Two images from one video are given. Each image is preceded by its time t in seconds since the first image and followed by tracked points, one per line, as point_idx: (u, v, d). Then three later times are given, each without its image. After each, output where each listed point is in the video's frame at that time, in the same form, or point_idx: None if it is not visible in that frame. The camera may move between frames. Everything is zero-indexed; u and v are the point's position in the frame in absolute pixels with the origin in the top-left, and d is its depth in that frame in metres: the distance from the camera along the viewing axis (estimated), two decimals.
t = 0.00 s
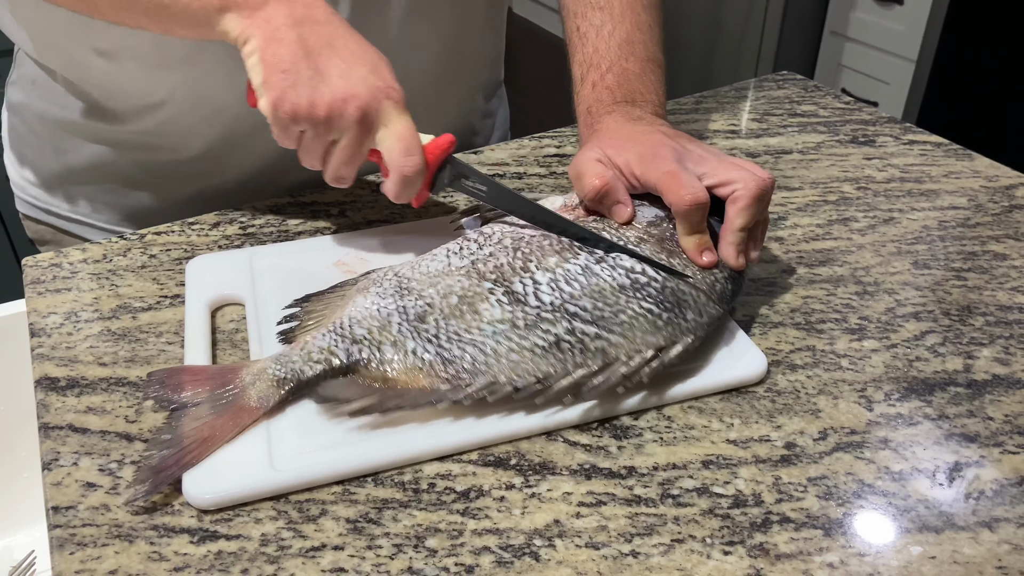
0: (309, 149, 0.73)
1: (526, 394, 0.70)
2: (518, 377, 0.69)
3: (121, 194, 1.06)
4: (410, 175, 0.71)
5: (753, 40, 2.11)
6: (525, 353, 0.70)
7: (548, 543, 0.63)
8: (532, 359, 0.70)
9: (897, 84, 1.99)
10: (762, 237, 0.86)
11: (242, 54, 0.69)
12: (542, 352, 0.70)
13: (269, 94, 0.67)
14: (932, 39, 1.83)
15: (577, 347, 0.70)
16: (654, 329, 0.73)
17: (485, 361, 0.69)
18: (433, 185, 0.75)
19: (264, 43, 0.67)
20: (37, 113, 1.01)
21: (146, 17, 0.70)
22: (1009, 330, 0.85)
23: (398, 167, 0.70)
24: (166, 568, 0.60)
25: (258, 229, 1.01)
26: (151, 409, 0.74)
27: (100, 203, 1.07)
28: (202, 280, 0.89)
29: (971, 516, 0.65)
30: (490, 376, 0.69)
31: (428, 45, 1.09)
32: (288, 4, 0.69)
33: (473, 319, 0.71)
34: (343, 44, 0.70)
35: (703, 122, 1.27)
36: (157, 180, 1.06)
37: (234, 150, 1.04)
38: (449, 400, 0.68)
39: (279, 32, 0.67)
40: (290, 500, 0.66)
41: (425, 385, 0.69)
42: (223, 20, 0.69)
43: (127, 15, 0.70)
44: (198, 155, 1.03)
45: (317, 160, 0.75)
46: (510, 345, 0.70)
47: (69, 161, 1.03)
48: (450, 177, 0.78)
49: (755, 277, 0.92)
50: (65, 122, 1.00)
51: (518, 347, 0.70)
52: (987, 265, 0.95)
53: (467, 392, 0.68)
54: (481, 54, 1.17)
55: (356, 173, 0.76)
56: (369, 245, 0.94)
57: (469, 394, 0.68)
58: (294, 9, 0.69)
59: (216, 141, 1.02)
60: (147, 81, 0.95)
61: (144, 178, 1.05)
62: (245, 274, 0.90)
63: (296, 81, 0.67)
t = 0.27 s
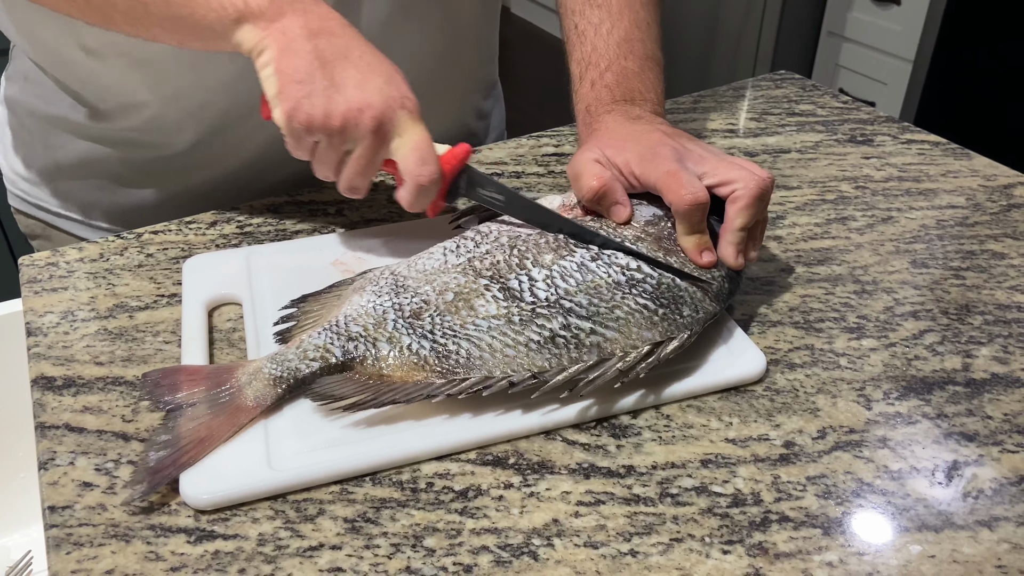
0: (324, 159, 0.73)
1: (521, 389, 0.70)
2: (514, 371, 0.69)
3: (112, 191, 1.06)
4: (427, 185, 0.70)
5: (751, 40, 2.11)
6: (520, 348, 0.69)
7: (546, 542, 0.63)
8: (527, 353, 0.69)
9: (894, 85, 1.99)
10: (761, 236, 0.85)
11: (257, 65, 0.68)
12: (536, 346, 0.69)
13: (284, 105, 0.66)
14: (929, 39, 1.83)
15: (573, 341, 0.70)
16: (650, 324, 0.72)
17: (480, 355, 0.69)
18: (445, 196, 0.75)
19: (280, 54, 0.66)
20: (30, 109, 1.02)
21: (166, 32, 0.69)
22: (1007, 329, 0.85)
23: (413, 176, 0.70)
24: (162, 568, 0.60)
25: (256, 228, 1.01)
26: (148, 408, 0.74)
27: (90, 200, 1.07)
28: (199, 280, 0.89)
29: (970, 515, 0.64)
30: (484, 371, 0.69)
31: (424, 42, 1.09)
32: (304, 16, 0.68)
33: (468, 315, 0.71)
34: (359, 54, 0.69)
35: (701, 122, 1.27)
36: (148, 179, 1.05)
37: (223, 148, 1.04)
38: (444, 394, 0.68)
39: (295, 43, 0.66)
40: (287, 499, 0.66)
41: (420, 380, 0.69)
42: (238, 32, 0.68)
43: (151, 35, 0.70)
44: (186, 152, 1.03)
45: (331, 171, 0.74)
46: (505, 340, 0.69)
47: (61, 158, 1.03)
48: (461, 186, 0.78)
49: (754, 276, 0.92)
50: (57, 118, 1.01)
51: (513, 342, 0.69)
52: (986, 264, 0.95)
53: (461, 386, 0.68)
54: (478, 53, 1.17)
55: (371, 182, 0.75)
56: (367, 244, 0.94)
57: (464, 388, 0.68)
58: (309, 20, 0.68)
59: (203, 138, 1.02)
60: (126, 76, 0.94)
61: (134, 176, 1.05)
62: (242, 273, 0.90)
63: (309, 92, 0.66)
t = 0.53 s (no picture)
0: (264, 140, 0.75)
1: (518, 387, 0.70)
2: (511, 370, 0.69)
3: (114, 189, 1.06)
4: (362, 163, 0.74)
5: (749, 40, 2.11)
6: (519, 346, 0.69)
7: (545, 541, 0.62)
8: (525, 352, 0.69)
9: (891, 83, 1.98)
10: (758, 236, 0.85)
11: (200, 45, 0.71)
12: (535, 344, 0.69)
13: (225, 86, 0.69)
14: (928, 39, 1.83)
15: (570, 340, 0.70)
16: (648, 323, 0.72)
17: (478, 353, 0.69)
18: (382, 176, 0.80)
19: (222, 37, 0.70)
20: (32, 106, 1.02)
21: (107, 9, 0.72)
22: (1005, 328, 0.85)
23: (350, 155, 0.73)
24: (159, 567, 0.60)
25: (253, 227, 1.01)
26: (144, 407, 0.73)
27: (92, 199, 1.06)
28: (197, 279, 0.88)
29: (968, 513, 0.64)
30: (482, 369, 0.68)
31: (423, 41, 1.08)
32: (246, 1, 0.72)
33: (466, 313, 0.70)
34: (298, 39, 0.73)
35: (700, 120, 1.27)
36: (150, 175, 1.05)
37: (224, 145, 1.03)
38: (441, 392, 0.68)
39: (236, 27, 0.70)
40: (285, 498, 0.66)
41: (418, 378, 0.69)
42: (183, 15, 0.71)
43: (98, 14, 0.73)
44: (187, 149, 1.02)
45: (271, 153, 0.77)
46: (503, 338, 0.69)
47: (64, 156, 1.03)
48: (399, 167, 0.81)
49: (752, 274, 0.92)
50: (58, 114, 1.00)
51: (511, 340, 0.69)
52: (984, 263, 0.95)
53: (459, 384, 0.68)
54: (476, 50, 1.16)
55: (310, 164, 0.78)
56: (365, 242, 0.94)
57: (461, 386, 0.68)
58: (251, 5, 0.72)
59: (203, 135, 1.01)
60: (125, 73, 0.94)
61: (137, 172, 1.05)
62: (240, 273, 0.89)
63: (250, 73, 0.69)
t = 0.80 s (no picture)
0: (216, 140, 0.80)
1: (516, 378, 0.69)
2: (509, 360, 0.69)
3: (116, 180, 1.06)
4: (307, 163, 0.76)
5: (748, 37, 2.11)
6: (516, 337, 0.69)
7: (543, 538, 0.62)
8: (522, 343, 0.69)
9: (891, 82, 2.00)
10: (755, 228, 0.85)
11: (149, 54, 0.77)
12: (532, 336, 0.69)
13: (173, 91, 0.75)
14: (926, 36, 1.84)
15: (568, 331, 0.70)
16: (646, 314, 0.72)
17: (475, 345, 0.69)
18: (332, 171, 0.81)
19: (166, 44, 0.76)
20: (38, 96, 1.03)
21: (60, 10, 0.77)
22: (1005, 325, 0.84)
23: (294, 156, 0.75)
24: (157, 564, 0.59)
25: (251, 224, 1.01)
26: (142, 404, 0.73)
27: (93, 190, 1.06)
28: (195, 276, 0.88)
29: (968, 510, 0.64)
30: (479, 360, 0.68)
31: (420, 38, 1.08)
32: (191, 9, 0.78)
33: (464, 307, 0.70)
34: (243, 43, 0.78)
35: (699, 118, 1.27)
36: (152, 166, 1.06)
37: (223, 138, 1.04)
38: (439, 381, 0.68)
39: (180, 35, 0.76)
40: (283, 495, 0.65)
41: (414, 369, 0.68)
42: (130, 21, 0.77)
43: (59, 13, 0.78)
44: (188, 142, 1.02)
45: (223, 151, 0.82)
46: (501, 330, 0.69)
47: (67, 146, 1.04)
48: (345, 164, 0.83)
49: (752, 272, 0.92)
50: (61, 103, 1.01)
51: (509, 332, 0.69)
52: (983, 260, 0.95)
53: (456, 373, 0.68)
54: (473, 48, 1.16)
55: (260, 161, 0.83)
56: (364, 239, 0.93)
57: (459, 375, 0.68)
58: (196, 13, 0.77)
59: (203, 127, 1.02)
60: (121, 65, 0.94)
61: (140, 163, 1.05)
62: (238, 270, 0.89)
63: (194, 79, 0.75)
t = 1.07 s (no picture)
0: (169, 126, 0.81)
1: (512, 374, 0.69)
2: (505, 356, 0.68)
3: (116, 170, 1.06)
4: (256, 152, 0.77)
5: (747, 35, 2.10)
6: (512, 333, 0.69)
7: (542, 536, 0.62)
8: (518, 339, 0.68)
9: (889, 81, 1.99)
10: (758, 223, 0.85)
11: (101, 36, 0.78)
12: (528, 332, 0.69)
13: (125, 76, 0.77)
14: (926, 35, 1.83)
15: (564, 328, 0.69)
16: (642, 308, 0.72)
17: (471, 341, 0.68)
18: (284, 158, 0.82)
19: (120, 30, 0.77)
20: (48, 84, 1.05)
21: None
22: (1004, 322, 0.84)
23: (244, 143, 0.76)
24: (154, 562, 0.59)
25: (249, 222, 1.00)
26: (138, 402, 0.73)
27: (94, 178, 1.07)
28: (192, 274, 0.88)
29: (967, 508, 0.64)
30: (475, 356, 0.68)
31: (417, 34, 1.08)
32: None
33: (459, 303, 0.70)
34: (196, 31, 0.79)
35: (698, 116, 1.27)
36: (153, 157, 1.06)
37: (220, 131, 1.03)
38: (434, 377, 0.67)
39: (133, 20, 0.77)
40: (280, 493, 0.65)
41: (409, 366, 0.68)
42: (86, 4, 0.78)
43: None
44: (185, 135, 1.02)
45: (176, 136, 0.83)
46: (497, 326, 0.69)
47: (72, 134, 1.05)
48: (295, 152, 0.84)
49: (751, 270, 0.92)
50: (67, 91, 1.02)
51: (504, 327, 0.69)
52: (982, 258, 0.95)
53: (452, 369, 0.68)
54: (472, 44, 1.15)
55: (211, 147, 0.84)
56: (361, 238, 0.93)
57: (455, 371, 0.68)
58: None
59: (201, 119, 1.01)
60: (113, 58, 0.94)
61: (140, 153, 1.06)
62: (235, 268, 0.89)
63: (146, 63, 0.77)
